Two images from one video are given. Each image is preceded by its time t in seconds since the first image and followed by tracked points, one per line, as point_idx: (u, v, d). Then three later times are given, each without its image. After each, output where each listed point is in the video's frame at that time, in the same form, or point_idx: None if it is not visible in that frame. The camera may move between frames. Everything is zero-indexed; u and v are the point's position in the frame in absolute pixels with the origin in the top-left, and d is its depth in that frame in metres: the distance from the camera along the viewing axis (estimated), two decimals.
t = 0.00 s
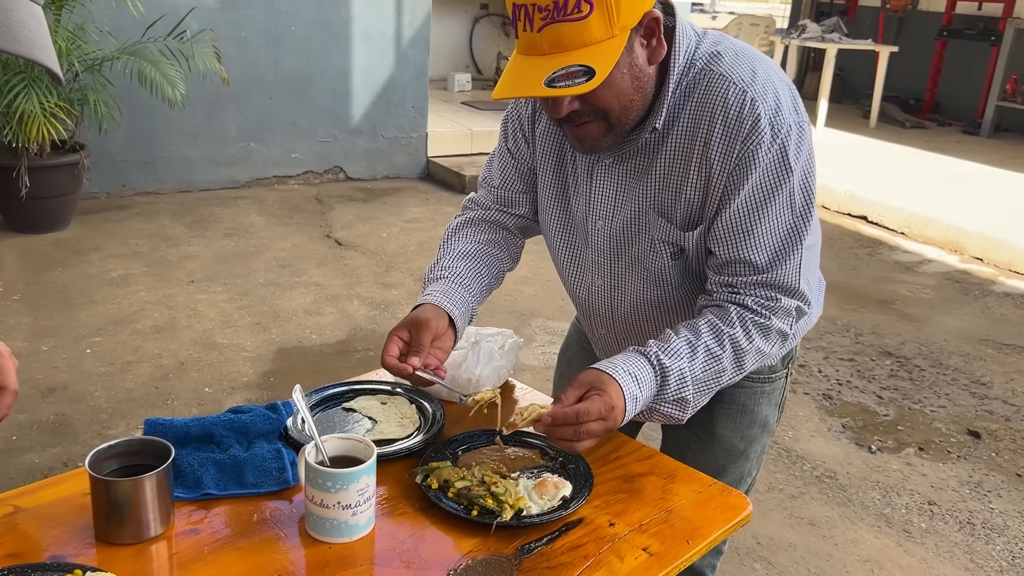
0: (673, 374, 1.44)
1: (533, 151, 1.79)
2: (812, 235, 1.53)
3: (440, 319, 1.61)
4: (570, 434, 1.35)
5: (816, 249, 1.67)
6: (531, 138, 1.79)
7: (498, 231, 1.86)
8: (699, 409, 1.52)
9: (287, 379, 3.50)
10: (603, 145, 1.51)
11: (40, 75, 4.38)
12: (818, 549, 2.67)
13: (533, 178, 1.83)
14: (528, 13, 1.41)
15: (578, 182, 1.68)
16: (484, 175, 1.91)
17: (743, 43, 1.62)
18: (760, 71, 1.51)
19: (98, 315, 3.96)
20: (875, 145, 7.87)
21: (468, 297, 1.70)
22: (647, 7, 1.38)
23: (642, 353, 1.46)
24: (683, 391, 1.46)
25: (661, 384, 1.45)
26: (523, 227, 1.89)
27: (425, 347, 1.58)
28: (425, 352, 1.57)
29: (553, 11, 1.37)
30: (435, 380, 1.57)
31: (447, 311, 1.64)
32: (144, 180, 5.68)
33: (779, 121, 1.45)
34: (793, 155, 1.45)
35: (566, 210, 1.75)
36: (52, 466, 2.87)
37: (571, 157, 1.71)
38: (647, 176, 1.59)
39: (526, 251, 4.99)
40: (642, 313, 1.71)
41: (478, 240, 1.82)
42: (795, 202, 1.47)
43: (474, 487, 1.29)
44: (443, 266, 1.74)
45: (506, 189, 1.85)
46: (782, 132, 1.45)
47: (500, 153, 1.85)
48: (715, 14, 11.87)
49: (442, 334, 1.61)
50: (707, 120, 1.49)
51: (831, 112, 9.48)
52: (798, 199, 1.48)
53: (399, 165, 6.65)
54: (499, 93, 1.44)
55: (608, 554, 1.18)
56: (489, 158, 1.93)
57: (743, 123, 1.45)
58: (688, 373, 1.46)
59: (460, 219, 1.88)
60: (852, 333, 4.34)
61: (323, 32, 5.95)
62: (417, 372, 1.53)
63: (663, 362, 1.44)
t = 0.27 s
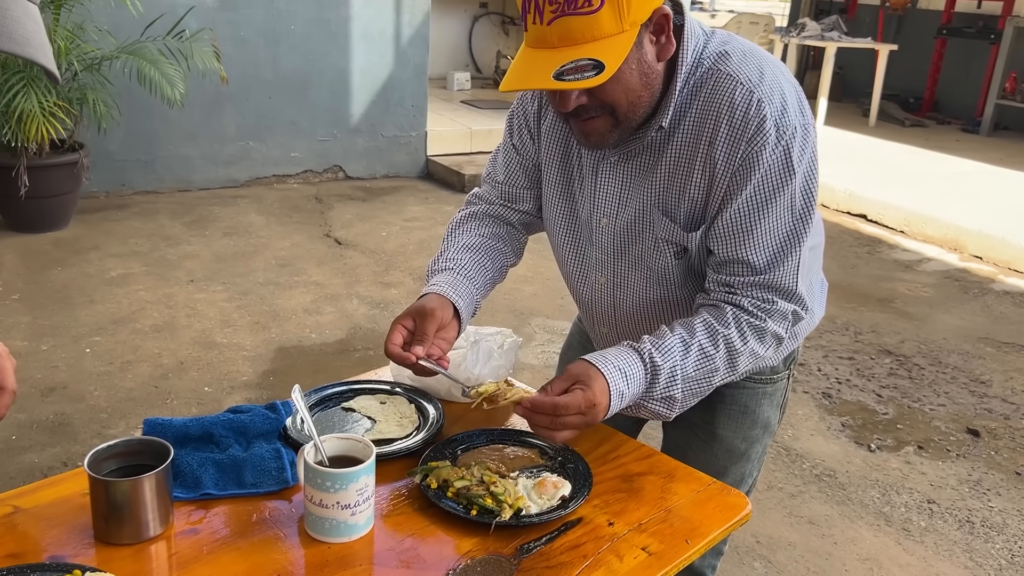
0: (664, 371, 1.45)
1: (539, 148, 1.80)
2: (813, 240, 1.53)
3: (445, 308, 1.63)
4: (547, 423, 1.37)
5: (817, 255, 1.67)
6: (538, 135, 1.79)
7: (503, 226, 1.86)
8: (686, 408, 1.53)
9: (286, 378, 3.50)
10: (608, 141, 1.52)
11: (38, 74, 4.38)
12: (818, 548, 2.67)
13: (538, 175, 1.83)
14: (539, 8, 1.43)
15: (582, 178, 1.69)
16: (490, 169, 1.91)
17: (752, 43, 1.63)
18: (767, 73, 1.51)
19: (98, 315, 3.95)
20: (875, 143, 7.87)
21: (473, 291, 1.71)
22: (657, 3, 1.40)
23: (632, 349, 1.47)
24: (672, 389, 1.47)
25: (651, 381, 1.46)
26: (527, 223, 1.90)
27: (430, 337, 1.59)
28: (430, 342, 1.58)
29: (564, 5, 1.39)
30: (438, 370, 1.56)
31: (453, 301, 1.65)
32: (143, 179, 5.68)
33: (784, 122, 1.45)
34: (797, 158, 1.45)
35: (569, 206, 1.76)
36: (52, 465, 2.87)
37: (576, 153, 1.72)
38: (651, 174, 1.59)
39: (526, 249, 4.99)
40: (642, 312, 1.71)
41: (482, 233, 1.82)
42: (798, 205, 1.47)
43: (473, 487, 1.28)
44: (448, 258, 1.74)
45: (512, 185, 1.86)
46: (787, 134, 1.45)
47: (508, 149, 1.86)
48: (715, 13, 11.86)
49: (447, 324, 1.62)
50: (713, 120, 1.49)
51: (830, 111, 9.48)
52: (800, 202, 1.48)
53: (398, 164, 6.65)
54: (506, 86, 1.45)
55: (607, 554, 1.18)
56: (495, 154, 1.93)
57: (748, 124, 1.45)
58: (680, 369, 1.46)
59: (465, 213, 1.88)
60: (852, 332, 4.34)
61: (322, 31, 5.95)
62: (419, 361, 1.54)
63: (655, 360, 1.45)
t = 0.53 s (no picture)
0: (672, 349, 1.44)
1: (539, 148, 1.80)
2: (819, 229, 1.53)
3: (449, 312, 1.62)
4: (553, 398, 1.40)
5: (822, 248, 1.67)
6: (538, 134, 1.79)
7: (504, 228, 1.86)
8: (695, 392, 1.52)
9: (285, 376, 3.50)
10: (609, 136, 1.52)
11: (37, 73, 4.37)
12: (816, 546, 2.68)
13: (539, 175, 1.83)
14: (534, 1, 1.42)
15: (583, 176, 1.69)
16: (490, 172, 1.91)
17: (750, 37, 1.64)
18: (767, 64, 1.52)
19: (97, 313, 3.95)
20: (874, 142, 7.87)
21: (478, 294, 1.71)
22: None
23: (640, 328, 1.47)
24: (681, 368, 1.46)
25: (659, 360, 1.45)
26: (529, 224, 1.89)
27: (433, 340, 1.58)
28: (433, 346, 1.57)
29: None
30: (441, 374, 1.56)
31: (457, 305, 1.64)
32: (142, 178, 5.67)
33: (786, 112, 1.46)
34: (801, 147, 1.46)
35: (570, 205, 1.75)
36: (51, 464, 2.87)
37: (577, 151, 1.72)
38: (653, 169, 1.59)
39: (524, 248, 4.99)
40: (647, 309, 1.71)
41: (485, 235, 1.82)
42: (804, 194, 1.47)
43: (472, 485, 1.28)
44: (452, 262, 1.74)
45: (512, 185, 1.86)
46: (790, 124, 1.46)
47: (508, 150, 1.86)
48: (714, 11, 11.85)
49: (451, 328, 1.61)
50: (714, 112, 1.50)
51: (829, 109, 9.48)
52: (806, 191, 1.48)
53: (397, 163, 6.64)
54: (502, 80, 1.45)
55: (605, 552, 1.18)
56: (495, 156, 1.93)
57: (749, 115, 1.46)
58: (689, 349, 1.45)
59: (466, 216, 1.88)
60: (851, 330, 4.34)
61: (321, 29, 5.95)
62: (423, 365, 1.53)
63: (662, 338, 1.44)
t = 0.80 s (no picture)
0: (671, 315, 1.44)
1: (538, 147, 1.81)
2: (821, 216, 1.52)
3: (453, 314, 1.61)
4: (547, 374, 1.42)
5: (825, 241, 1.66)
6: (536, 133, 1.80)
7: (507, 229, 1.86)
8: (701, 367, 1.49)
9: (284, 374, 3.50)
10: (604, 130, 1.52)
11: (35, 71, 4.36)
12: (815, 544, 2.67)
13: (539, 174, 1.84)
14: None
15: (581, 171, 1.69)
16: (491, 175, 1.92)
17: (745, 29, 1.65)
18: (761, 52, 1.52)
19: (95, 311, 3.95)
20: (873, 140, 7.87)
21: (482, 296, 1.71)
22: None
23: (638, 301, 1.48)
24: (683, 333, 1.44)
25: (658, 328, 1.44)
26: (531, 225, 1.89)
27: (437, 342, 1.57)
28: (436, 347, 1.56)
29: None
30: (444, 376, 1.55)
31: (461, 307, 1.64)
32: (141, 176, 5.67)
33: (782, 98, 1.46)
34: (799, 130, 1.45)
35: (568, 202, 1.75)
36: (49, 462, 2.87)
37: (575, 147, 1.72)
38: (651, 161, 1.59)
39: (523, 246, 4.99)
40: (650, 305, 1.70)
41: (488, 238, 1.82)
42: (804, 179, 1.46)
43: (470, 483, 1.28)
44: (455, 264, 1.73)
45: (513, 187, 1.86)
46: (786, 107, 1.46)
47: (507, 151, 1.87)
48: (713, 9, 11.84)
49: (455, 330, 1.61)
50: (709, 101, 1.50)
51: (829, 107, 9.47)
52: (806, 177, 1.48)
53: (396, 161, 6.64)
54: (494, 74, 1.47)
55: (604, 550, 1.18)
56: (496, 159, 1.94)
57: (745, 101, 1.46)
58: (689, 320, 1.44)
59: (469, 219, 1.88)
60: (850, 329, 4.34)
61: (320, 27, 5.94)
62: (427, 367, 1.52)
63: (660, 304, 1.45)
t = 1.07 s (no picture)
0: (663, 306, 1.44)
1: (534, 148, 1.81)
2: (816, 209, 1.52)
3: (455, 315, 1.61)
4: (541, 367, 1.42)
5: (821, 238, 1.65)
6: (532, 133, 1.80)
7: (505, 231, 1.85)
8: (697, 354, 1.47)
9: (282, 373, 3.50)
10: (597, 128, 1.52)
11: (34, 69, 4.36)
12: (814, 544, 2.68)
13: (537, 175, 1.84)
14: None
15: (576, 170, 1.69)
16: (489, 176, 1.92)
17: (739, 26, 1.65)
18: (755, 47, 1.52)
19: (94, 310, 3.94)
20: (872, 139, 7.87)
21: (482, 297, 1.70)
22: None
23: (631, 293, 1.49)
24: (675, 321, 1.43)
25: (651, 319, 1.44)
26: (530, 226, 1.89)
27: (438, 343, 1.57)
28: (438, 348, 1.57)
29: None
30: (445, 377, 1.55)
31: (462, 308, 1.64)
32: (140, 174, 5.66)
33: (775, 92, 1.46)
34: (792, 124, 1.45)
35: (565, 201, 1.75)
36: (47, 461, 2.87)
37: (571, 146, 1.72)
38: (646, 159, 1.59)
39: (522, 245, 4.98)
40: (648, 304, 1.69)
41: (487, 239, 1.81)
42: (798, 173, 1.46)
43: (468, 483, 1.28)
44: (455, 266, 1.73)
45: (510, 188, 1.86)
46: (780, 101, 1.45)
47: (504, 153, 1.87)
48: (712, 7, 11.83)
49: (457, 331, 1.61)
50: (702, 96, 1.50)
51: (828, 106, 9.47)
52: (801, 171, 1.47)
53: (395, 159, 6.63)
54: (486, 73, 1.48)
55: (602, 550, 1.18)
56: (494, 160, 1.94)
57: (738, 96, 1.46)
58: (682, 311, 1.43)
59: (468, 220, 1.87)
60: (848, 328, 4.34)
61: (319, 25, 5.93)
62: (429, 367, 1.53)
63: (651, 296, 1.46)
